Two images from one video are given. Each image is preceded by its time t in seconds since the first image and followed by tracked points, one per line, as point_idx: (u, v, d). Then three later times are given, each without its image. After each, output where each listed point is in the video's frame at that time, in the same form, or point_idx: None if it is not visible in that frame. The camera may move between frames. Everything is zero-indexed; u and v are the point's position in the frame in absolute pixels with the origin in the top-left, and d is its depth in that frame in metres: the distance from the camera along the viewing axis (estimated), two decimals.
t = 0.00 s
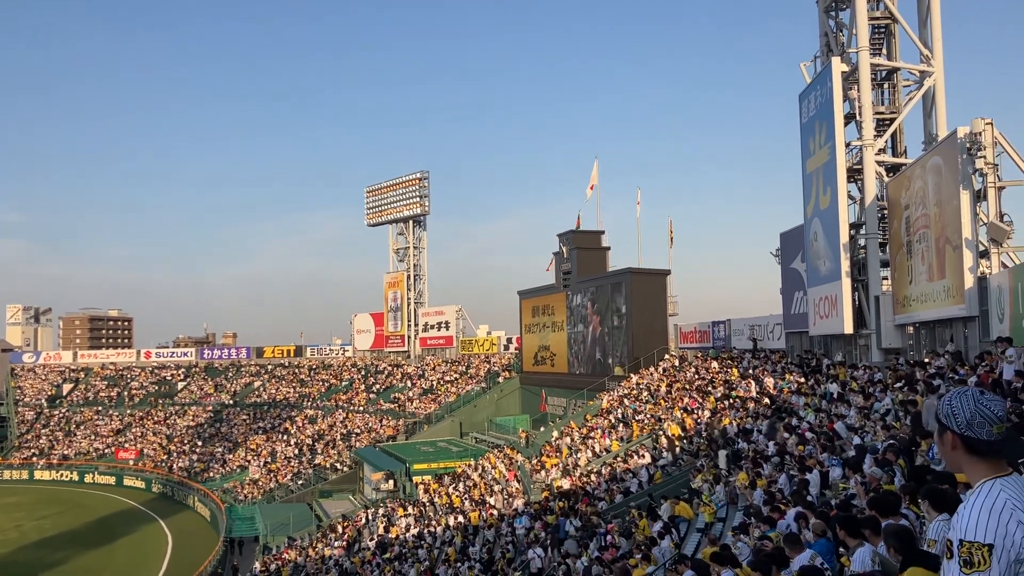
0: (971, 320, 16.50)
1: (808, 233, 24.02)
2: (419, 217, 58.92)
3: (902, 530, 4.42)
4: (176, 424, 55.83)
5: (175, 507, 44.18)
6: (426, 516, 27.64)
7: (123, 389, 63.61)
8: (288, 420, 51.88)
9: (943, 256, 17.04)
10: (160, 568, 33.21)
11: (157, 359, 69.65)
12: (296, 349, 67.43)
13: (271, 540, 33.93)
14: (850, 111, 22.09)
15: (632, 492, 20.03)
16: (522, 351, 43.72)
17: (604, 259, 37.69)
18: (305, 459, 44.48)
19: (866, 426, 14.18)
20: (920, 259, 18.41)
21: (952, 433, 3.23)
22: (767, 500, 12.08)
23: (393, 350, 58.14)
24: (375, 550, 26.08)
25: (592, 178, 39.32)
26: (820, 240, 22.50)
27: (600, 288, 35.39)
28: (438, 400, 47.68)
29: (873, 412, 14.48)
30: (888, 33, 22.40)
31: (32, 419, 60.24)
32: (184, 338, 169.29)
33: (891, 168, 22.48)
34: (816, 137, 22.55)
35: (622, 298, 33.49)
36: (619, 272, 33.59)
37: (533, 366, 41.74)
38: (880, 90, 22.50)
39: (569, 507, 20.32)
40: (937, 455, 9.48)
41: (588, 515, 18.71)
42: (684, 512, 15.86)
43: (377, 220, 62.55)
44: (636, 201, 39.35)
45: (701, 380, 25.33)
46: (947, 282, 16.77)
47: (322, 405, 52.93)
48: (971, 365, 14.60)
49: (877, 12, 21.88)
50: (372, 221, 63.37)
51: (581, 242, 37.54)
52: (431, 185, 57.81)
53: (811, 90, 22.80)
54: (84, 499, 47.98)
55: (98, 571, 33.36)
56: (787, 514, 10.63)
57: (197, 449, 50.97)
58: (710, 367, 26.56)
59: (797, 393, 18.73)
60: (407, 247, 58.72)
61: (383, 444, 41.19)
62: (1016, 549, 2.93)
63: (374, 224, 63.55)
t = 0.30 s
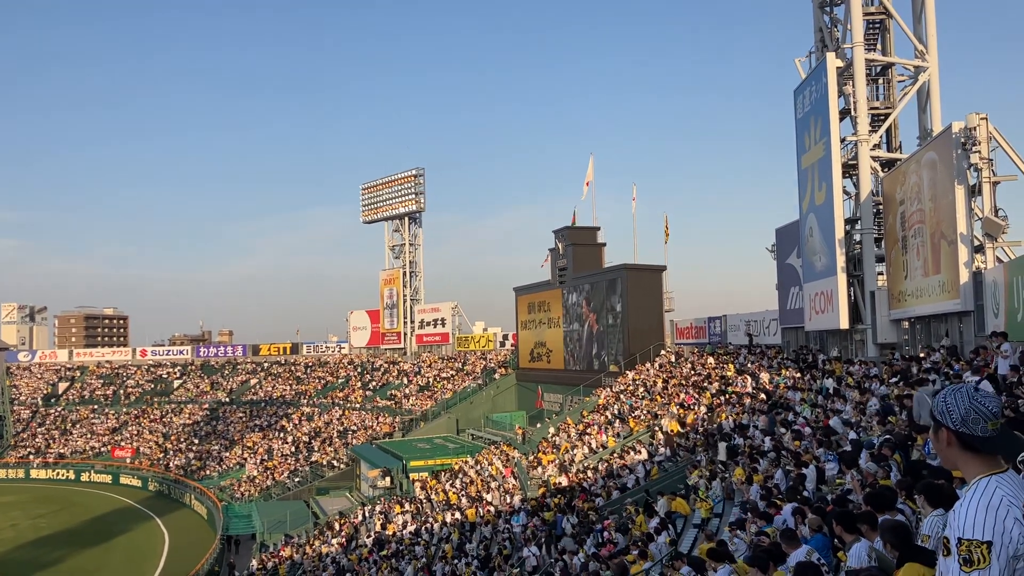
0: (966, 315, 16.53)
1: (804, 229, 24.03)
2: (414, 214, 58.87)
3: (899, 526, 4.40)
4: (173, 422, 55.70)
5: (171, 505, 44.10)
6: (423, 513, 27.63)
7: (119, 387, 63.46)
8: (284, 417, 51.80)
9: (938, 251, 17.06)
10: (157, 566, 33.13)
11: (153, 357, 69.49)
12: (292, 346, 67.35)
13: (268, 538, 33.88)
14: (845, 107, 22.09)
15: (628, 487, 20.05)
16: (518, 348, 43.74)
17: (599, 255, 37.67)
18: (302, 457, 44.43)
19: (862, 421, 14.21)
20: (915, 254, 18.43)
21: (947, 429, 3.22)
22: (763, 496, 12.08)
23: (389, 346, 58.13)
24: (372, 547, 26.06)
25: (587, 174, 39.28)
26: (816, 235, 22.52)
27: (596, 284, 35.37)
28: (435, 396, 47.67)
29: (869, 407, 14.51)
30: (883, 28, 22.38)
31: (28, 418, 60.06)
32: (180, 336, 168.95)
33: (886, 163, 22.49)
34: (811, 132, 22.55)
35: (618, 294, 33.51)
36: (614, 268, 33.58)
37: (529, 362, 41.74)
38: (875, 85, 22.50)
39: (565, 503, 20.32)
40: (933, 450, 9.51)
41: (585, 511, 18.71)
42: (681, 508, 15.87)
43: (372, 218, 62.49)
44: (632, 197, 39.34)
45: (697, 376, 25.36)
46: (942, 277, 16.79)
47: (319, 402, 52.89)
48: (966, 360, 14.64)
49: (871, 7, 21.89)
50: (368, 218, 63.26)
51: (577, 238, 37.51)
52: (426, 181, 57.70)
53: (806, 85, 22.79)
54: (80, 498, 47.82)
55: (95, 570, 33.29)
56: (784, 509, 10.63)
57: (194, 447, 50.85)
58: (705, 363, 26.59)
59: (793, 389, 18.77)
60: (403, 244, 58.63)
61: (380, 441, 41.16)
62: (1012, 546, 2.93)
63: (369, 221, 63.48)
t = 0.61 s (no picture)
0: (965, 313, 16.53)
1: (802, 227, 24.05)
2: (412, 213, 58.81)
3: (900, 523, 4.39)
4: (171, 421, 55.64)
5: (170, 504, 44.05)
6: (422, 511, 27.64)
7: (117, 386, 63.39)
8: (283, 416, 51.75)
9: (937, 249, 17.05)
10: (156, 565, 33.13)
11: (151, 356, 69.41)
12: (291, 345, 67.34)
13: (267, 536, 33.88)
14: (843, 105, 22.08)
15: (627, 486, 20.05)
16: (517, 347, 43.73)
17: (597, 254, 37.67)
18: (300, 455, 44.41)
19: (861, 420, 14.22)
20: (914, 252, 18.43)
21: (950, 426, 3.22)
22: (764, 493, 12.07)
23: (388, 345, 58.13)
24: (371, 546, 26.07)
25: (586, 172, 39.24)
26: (814, 233, 22.53)
27: (595, 283, 35.34)
28: (433, 395, 47.66)
29: (867, 405, 14.53)
30: (881, 26, 22.35)
31: (26, 417, 59.99)
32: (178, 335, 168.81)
33: (885, 161, 22.49)
34: (810, 130, 22.53)
35: (616, 293, 33.57)
36: (613, 266, 33.58)
37: (528, 361, 41.73)
38: (873, 83, 22.49)
39: (564, 502, 20.31)
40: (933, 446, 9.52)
41: (584, 510, 18.70)
42: (679, 506, 15.88)
43: (371, 216, 62.44)
44: (630, 195, 39.35)
45: (695, 374, 25.38)
46: (941, 275, 16.79)
47: (318, 401, 52.86)
48: (964, 357, 14.66)
49: (870, 5, 21.87)
50: (366, 216, 63.22)
51: (576, 237, 37.47)
52: (424, 180, 57.66)
53: (805, 83, 22.77)
54: (79, 497, 47.77)
55: (93, 569, 33.24)
56: (784, 507, 10.62)
57: (192, 446, 50.78)
58: (704, 361, 26.59)
59: (791, 387, 18.78)
60: (401, 243, 58.59)
61: (379, 440, 41.16)
62: (1017, 542, 2.92)
63: (367, 220, 63.44)
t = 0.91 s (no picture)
0: (967, 314, 16.52)
1: (804, 227, 24.03)
2: (414, 213, 58.85)
3: (904, 524, 4.40)
4: (173, 420, 55.69)
5: (172, 503, 44.10)
6: (423, 510, 27.67)
7: (119, 384, 63.44)
8: (284, 415, 51.79)
9: (939, 250, 17.04)
10: (158, 563, 33.20)
11: (153, 355, 69.46)
12: (292, 344, 67.41)
13: (268, 535, 33.89)
14: (845, 105, 22.07)
15: (628, 486, 20.06)
16: (518, 346, 43.73)
17: (599, 254, 37.65)
18: (302, 454, 44.44)
19: (862, 420, 14.20)
20: (915, 253, 18.43)
21: (952, 427, 3.23)
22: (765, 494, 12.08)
23: (389, 344, 58.17)
24: (372, 545, 26.09)
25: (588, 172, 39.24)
26: (816, 233, 22.52)
27: (597, 282, 35.30)
28: (434, 394, 47.67)
29: (868, 405, 14.53)
30: (884, 26, 22.34)
31: (28, 415, 60.10)
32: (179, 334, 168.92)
33: (887, 162, 22.48)
34: (812, 130, 22.52)
35: (617, 292, 33.53)
36: (615, 266, 33.54)
37: (529, 360, 41.74)
38: (875, 84, 22.48)
39: (565, 502, 20.31)
40: (934, 446, 9.52)
41: (585, 510, 18.71)
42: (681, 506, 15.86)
43: (373, 216, 62.48)
44: (632, 195, 39.36)
45: (697, 374, 25.38)
46: (943, 275, 16.79)
47: (319, 400, 52.90)
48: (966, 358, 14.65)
49: (872, 6, 21.85)
50: (368, 215, 63.26)
51: (578, 236, 37.45)
52: (426, 179, 57.68)
53: (807, 83, 22.76)
54: (81, 495, 47.84)
55: (95, 567, 33.31)
56: (784, 508, 10.62)
57: (194, 445, 50.83)
58: (705, 361, 26.60)
59: (793, 387, 18.77)
60: (403, 242, 58.59)
61: (381, 439, 41.19)
62: (1021, 544, 2.93)
63: (370, 219, 63.50)
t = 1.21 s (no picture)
0: (971, 317, 16.51)
1: (808, 230, 24.01)
2: (419, 213, 58.95)
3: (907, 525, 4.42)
4: (177, 418, 55.87)
5: (176, 501, 44.26)
6: (426, 510, 27.74)
7: (124, 383, 63.67)
8: (288, 414, 51.92)
9: (943, 253, 17.03)
10: (162, 561, 33.35)
11: (158, 353, 69.67)
12: (297, 343, 67.59)
13: (271, 534, 33.92)
14: (850, 108, 22.07)
15: (631, 488, 20.08)
16: (522, 347, 43.77)
17: (604, 255, 37.65)
18: (305, 453, 44.56)
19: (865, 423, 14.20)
20: (919, 256, 18.42)
21: (952, 433, 3.25)
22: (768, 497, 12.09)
23: (394, 344, 58.27)
24: (375, 544, 26.16)
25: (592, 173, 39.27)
26: (821, 236, 22.50)
27: (601, 284, 35.30)
28: (438, 394, 47.73)
29: (871, 408, 14.53)
30: (889, 30, 22.33)
31: (34, 413, 60.42)
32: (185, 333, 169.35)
33: (891, 165, 22.46)
34: (816, 133, 22.52)
35: (622, 293, 33.53)
36: (619, 268, 33.53)
37: (532, 361, 41.79)
38: (880, 87, 22.46)
39: (568, 503, 20.33)
40: (937, 450, 9.51)
41: (588, 511, 18.74)
42: (683, 508, 15.87)
43: (378, 216, 62.58)
44: (636, 197, 39.39)
45: (701, 376, 25.37)
46: (946, 279, 16.78)
47: (323, 399, 53.04)
48: (970, 362, 14.63)
49: (878, 9, 21.84)
50: (373, 215, 63.37)
51: (582, 238, 37.46)
52: (431, 180, 57.77)
53: (812, 86, 22.76)
54: (85, 493, 48.07)
55: (100, 565, 33.48)
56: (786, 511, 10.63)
57: (198, 444, 50.97)
58: (709, 363, 26.59)
59: (796, 390, 18.77)
60: (407, 242, 58.66)
61: (384, 439, 41.27)
62: (1019, 551, 2.95)
63: (375, 219, 63.61)
